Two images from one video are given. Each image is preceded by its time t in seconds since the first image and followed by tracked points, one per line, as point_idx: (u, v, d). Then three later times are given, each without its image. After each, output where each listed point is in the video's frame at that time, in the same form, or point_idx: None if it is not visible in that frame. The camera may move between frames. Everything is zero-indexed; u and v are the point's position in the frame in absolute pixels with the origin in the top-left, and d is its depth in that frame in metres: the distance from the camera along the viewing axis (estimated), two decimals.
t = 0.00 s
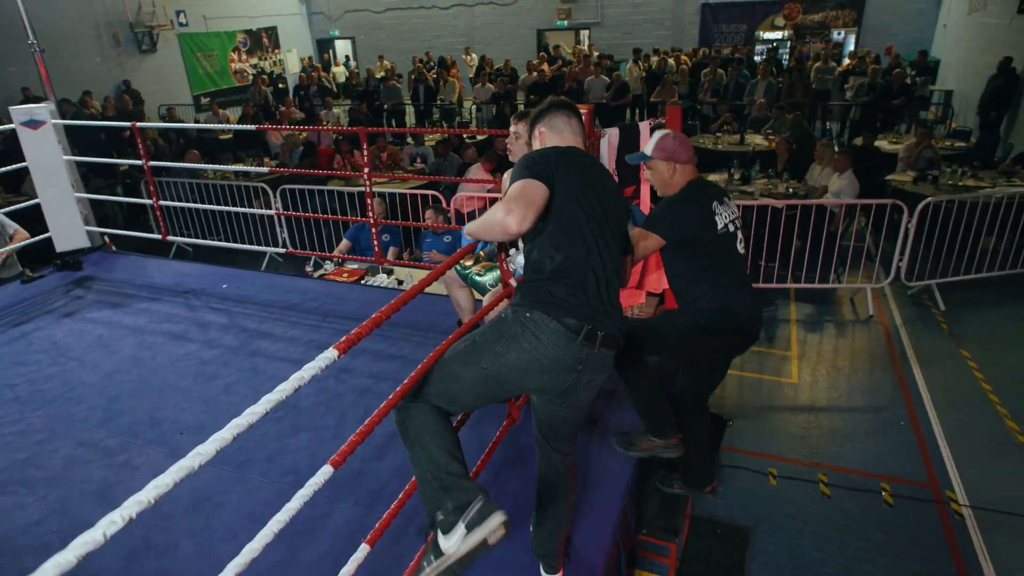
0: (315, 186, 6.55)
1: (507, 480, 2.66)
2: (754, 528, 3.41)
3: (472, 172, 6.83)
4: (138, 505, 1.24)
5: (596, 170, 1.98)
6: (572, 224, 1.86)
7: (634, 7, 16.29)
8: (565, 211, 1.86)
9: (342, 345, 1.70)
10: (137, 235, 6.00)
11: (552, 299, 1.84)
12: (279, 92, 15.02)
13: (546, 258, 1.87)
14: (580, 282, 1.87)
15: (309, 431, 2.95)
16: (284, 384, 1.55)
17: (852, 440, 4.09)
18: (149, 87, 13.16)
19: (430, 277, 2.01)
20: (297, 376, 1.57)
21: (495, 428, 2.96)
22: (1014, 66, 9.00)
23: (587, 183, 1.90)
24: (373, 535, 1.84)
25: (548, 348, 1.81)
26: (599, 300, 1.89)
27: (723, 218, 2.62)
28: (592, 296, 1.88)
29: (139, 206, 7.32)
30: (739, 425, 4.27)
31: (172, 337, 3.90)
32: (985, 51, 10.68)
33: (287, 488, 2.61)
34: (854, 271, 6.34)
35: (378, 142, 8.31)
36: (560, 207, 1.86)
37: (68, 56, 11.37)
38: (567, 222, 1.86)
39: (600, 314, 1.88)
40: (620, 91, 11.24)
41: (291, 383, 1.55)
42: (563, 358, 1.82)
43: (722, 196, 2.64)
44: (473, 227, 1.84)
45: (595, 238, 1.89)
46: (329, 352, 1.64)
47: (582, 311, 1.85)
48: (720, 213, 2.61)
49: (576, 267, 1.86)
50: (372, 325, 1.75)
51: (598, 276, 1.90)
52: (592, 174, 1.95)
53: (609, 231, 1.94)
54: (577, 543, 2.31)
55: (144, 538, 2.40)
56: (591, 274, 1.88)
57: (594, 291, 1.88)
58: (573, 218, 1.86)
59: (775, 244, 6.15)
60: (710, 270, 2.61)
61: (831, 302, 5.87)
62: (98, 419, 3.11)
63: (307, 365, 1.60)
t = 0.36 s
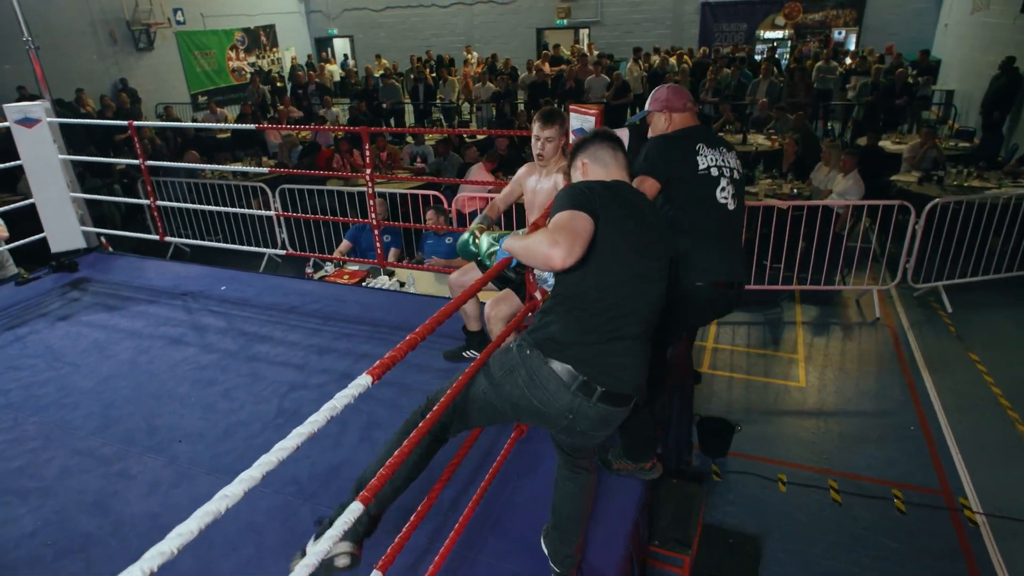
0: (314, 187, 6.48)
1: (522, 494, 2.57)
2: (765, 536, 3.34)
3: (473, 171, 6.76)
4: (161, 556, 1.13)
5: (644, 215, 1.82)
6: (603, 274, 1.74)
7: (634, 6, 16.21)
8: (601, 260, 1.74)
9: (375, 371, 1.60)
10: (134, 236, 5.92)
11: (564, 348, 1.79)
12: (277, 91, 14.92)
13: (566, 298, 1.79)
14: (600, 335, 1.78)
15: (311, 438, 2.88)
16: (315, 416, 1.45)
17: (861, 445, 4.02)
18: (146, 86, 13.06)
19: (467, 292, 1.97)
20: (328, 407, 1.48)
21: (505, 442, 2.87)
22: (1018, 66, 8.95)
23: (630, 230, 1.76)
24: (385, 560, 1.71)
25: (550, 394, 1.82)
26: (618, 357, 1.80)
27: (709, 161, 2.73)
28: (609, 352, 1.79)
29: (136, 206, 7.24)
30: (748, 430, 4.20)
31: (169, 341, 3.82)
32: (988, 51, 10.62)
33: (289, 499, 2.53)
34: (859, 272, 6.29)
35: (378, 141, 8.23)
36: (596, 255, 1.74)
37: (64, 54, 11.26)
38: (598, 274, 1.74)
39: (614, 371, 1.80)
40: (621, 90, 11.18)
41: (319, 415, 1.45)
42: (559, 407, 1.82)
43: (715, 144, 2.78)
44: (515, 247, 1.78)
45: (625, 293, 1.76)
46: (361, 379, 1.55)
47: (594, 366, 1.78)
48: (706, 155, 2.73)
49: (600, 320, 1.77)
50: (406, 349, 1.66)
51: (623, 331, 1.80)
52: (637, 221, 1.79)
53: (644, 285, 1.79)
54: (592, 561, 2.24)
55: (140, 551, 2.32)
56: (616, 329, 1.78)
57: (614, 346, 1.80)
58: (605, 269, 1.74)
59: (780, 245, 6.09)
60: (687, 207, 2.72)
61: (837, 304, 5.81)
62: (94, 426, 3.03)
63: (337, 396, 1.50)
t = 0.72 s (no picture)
0: (320, 188, 6.42)
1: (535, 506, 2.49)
2: (781, 545, 3.28)
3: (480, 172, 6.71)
4: None
5: (627, 229, 1.55)
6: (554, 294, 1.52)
7: (638, 6, 16.15)
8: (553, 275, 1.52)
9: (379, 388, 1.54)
10: (139, 238, 5.87)
11: (505, 374, 1.58)
12: (280, 91, 14.88)
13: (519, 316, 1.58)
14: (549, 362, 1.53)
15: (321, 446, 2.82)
16: (320, 437, 1.39)
17: (877, 451, 3.96)
18: (149, 86, 13.02)
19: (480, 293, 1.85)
20: (335, 427, 1.42)
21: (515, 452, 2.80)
22: None
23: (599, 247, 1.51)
24: None
25: (497, 431, 1.61)
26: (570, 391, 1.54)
27: (739, 141, 2.66)
28: (561, 385, 1.54)
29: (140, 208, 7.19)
30: (762, 436, 4.14)
31: (175, 345, 3.77)
32: (995, 51, 10.55)
33: (299, 509, 2.48)
34: (869, 275, 6.23)
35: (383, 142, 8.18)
36: (548, 268, 1.53)
37: (67, 54, 11.22)
38: (548, 291, 1.52)
39: (568, 406, 1.55)
40: (625, 91, 11.12)
41: (327, 436, 1.39)
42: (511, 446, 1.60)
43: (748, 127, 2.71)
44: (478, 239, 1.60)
45: (581, 318, 1.50)
46: (366, 398, 1.48)
47: (540, 399, 1.55)
48: (735, 136, 2.66)
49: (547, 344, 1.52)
50: (411, 362, 1.57)
51: (579, 363, 1.52)
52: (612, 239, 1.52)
53: (610, 308, 1.51)
54: None
55: (148, 562, 2.27)
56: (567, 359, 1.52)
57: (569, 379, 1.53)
58: (560, 288, 1.51)
59: (790, 247, 6.02)
60: (713, 180, 2.60)
61: (848, 307, 5.75)
62: (100, 433, 2.98)
63: (341, 415, 1.44)
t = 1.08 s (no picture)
0: (321, 192, 6.36)
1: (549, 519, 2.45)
2: (794, 556, 3.23)
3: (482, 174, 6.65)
4: None
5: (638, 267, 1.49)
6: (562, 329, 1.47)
7: (638, 7, 16.11)
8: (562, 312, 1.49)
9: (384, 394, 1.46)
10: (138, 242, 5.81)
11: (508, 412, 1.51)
12: (279, 93, 14.81)
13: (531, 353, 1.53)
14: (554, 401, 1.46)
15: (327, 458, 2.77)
16: (323, 448, 1.32)
17: (889, 458, 3.90)
18: (148, 88, 12.96)
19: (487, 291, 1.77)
20: (339, 436, 1.34)
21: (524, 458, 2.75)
22: None
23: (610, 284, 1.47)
24: None
25: (499, 470, 1.53)
26: (577, 433, 1.46)
27: (739, 169, 2.56)
28: (567, 427, 1.46)
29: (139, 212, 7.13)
30: (772, 443, 4.09)
31: (177, 352, 3.71)
32: (997, 52, 10.53)
33: (306, 523, 2.42)
34: (875, 278, 6.18)
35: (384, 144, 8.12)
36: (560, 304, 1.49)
37: (65, 56, 11.15)
38: (557, 325, 1.48)
39: (571, 449, 1.46)
40: (626, 92, 11.09)
41: (330, 446, 1.32)
42: (507, 484, 1.52)
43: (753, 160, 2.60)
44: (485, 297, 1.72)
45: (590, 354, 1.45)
46: (370, 404, 1.41)
47: (543, 441, 1.47)
48: (736, 162, 2.56)
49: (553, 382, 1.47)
50: (415, 368, 1.51)
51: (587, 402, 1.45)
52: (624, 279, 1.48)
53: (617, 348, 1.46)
54: None
55: None
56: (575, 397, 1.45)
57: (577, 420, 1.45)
58: (569, 325, 1.47)
59: (795, 250, 5.98)
60: (702, 203, 2.54)
61: (854, 311, 5.71)
62: (101, 444, 2.92)
63: (345, 423, 1.36)
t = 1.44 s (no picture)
0: (323, 191, 6.28)
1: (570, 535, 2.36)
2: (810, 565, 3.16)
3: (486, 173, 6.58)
4: None
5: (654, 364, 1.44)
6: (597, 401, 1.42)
7: (639, 6, 16.04)
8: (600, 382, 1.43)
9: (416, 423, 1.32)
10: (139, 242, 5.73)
11: (540, 497, 1.45)
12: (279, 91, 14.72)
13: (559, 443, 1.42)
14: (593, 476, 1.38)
15: (335, 465, 2.69)
16: (358, 487, 1.18)
17: (904, 463, 3.84)
18: (147, 86, 12.87)
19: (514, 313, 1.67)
20: (373, 473, 1.21)
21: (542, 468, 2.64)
22: None
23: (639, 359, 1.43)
24: None
25: (532, 550, 1.50)
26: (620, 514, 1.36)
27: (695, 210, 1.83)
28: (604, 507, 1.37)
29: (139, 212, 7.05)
30: (785, 447, 4.02)
31: (179, 355, 3.63)
32: (1001, 51, 10.46)
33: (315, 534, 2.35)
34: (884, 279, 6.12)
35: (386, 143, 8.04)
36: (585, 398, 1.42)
37: (63, 53, 11.05)
38: (591, 396, 1.40)
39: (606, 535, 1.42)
40: (629, 91, 11.03)
41: (366, 484, 1.19)
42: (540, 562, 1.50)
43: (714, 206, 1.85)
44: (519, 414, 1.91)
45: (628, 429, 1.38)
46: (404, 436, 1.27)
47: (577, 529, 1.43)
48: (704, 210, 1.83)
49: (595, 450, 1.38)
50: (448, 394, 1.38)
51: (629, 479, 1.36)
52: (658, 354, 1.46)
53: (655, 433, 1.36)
54: None
55: None
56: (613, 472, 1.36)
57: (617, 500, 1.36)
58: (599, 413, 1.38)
59: (803, 250, 5.91)
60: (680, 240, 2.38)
61: (863, 313, 5.64)
62: (103, 450, 2.85)
63: (378, 460, 1.23)
